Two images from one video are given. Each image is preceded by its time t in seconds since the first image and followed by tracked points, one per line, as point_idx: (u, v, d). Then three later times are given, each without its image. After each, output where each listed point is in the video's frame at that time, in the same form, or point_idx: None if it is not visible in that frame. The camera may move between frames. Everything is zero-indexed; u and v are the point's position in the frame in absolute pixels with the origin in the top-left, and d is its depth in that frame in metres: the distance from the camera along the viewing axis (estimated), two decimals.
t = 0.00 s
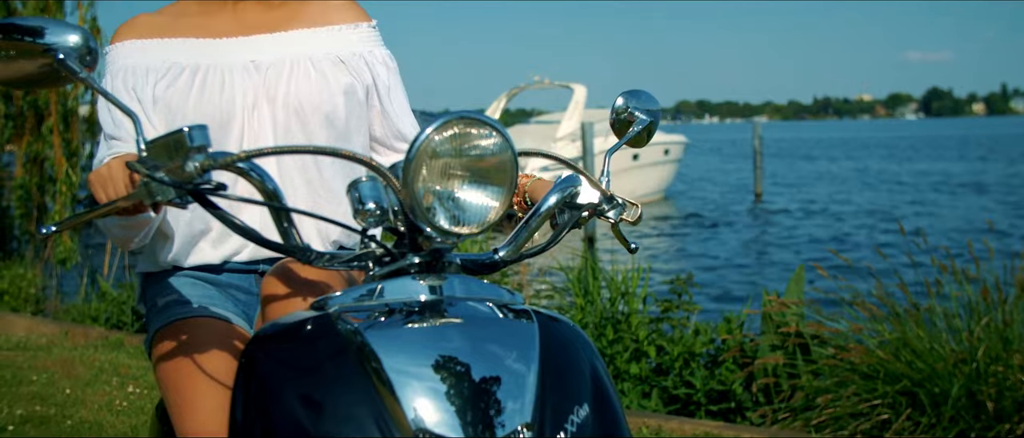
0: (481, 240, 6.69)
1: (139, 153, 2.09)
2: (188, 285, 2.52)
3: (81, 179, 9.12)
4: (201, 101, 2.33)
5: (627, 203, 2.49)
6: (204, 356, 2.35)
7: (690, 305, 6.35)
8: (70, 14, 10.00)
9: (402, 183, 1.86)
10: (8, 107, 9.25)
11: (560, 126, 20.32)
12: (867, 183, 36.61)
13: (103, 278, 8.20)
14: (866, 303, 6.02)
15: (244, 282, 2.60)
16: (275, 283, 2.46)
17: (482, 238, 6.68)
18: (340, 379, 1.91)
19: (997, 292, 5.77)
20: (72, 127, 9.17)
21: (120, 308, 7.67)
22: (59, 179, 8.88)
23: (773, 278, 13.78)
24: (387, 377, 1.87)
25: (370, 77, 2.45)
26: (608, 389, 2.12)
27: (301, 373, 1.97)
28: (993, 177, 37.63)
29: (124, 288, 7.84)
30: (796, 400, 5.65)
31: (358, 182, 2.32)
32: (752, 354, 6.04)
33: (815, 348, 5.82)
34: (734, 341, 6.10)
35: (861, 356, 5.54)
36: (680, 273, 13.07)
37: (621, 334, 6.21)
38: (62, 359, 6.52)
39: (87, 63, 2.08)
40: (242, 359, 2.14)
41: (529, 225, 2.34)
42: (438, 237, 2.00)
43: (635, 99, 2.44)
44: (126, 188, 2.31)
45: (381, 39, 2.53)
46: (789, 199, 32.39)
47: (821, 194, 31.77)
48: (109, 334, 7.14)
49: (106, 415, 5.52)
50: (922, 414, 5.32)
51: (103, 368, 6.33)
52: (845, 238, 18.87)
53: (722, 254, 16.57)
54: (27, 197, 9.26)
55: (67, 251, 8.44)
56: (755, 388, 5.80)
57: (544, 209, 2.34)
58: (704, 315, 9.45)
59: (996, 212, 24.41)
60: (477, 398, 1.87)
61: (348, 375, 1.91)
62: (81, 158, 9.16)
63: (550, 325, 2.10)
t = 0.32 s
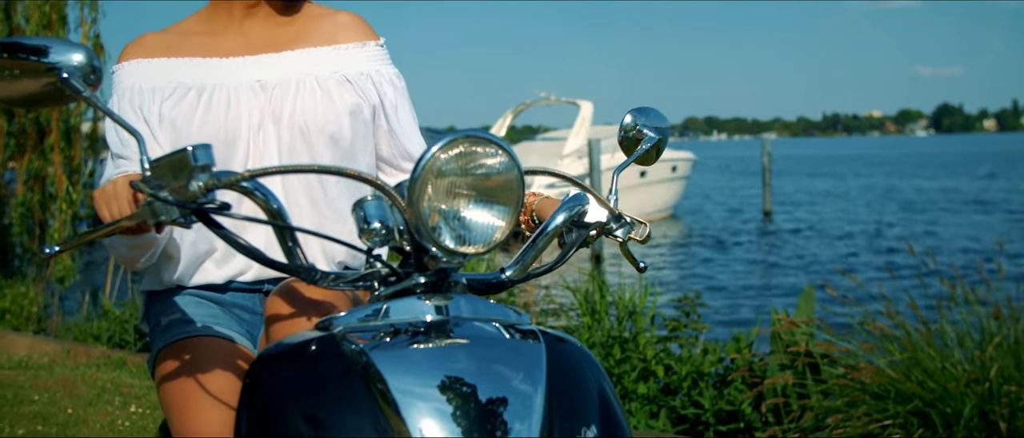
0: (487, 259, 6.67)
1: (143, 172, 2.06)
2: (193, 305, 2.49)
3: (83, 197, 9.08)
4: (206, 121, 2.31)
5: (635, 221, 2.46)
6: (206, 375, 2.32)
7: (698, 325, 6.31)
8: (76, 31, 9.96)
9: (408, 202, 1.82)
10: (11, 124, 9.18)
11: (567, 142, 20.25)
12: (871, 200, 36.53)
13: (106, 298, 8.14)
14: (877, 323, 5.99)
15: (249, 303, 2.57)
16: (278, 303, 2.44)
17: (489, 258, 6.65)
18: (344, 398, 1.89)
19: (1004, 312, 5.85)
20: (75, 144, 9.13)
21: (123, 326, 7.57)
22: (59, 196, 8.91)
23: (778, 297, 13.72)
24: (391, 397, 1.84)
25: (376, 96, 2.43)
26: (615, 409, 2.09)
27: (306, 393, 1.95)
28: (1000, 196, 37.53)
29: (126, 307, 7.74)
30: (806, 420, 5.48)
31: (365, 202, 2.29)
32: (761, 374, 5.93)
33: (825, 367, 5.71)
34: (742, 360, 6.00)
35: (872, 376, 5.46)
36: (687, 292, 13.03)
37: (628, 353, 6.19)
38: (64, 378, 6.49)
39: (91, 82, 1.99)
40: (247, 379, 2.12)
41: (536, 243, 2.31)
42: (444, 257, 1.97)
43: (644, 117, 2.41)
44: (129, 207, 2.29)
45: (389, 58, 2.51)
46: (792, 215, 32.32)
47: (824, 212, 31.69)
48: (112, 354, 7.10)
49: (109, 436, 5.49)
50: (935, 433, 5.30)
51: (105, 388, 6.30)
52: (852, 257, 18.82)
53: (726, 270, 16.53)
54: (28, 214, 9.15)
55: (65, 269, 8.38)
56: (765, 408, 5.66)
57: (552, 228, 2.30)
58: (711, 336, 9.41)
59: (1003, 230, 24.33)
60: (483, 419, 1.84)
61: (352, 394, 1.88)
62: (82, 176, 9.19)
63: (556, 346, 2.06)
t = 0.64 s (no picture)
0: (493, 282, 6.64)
1: (145, 195, 2.02)
2: (196, 327, 2.47)
3: (85, 217, 8.92)
4: (213, 144, 2.29)
5: (643, 242, 2.42)
6: (209, 399, 2.30)
7: (706, 347, 6.27)
8: (77, 50, 9.87)
9: (411, 225, 1.79)
10: (12, 145, 9.09)
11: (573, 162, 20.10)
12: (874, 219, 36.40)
13: (109, 319, 8.11)
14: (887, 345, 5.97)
15: (252, 326, 2.54)
16: (283, 327, 2.41)
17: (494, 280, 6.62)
18: (348, 423, 1.85)
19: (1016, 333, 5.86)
20: (76, 165, 8.99)
21: (125, 348, 7.50)
22: (60, 217, 8.77)
23: (785, 316, 13.62)
24: (397, 422, 1.81)
25: (384, 119, 2.41)
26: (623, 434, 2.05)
27: (309, 418, 1.92)
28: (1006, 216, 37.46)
29: (128, 329, 7.68)
30: None
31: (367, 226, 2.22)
32: (769, 397, 5.89)
33: (835, 390, 5.70)
34: (751, 383, 5.95)
35: (883, 400, 5.44)
36: (693, 313, 12.98)
37: (636, 376, 5.98)
38: (65, 401, 6.46)
39: (95, 105, 1.92)
40: (250, 404, 2.09)
41: (542, 266, 2.28)
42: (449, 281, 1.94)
43: (653, 137, 2.36)
44: (131, 230, 2.25)
45: (396, 81, 2.50)
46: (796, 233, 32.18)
47: (829, 231, 31.55)
48: (115, 376, 7.05)
49: None
50: None
51: (107, 411, 6.28)
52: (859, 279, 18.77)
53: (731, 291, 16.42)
54: (29, 234, 9.03)
55: (65, 292, 8.24)
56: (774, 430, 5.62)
57: (559, 250, 2.27)
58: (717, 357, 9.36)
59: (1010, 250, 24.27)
60: None
61: (356, 419, 1.85)
62: (85, 196, 9.03)
63: (564, 371, 2.03)
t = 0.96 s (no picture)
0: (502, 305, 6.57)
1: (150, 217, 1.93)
2: (201, 350, 2.44)
3: (89, 237, 8.34)
4: (218, 166, 2.27)
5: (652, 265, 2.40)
6: (214, 422, 2.26)
7: (715, 370, 6.24)
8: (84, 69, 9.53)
9: (418, 248, 1.73)
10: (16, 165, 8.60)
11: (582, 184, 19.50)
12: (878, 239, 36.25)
13: (112, 341, 7.96)
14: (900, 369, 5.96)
15: (258, 349, 2.52)
16: (288, 351, 2.39)
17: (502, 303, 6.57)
18: None
19: None
20: (80, 185, 8.42)
21: (128, 370, 7.31)
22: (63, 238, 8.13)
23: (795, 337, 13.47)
24: None
25: (391, 141, 2.39)
26: None
27: None
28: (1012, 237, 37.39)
29: (132, 351, 7.51)
30: None
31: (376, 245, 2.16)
32: (780, 421, 5.88)
33: (846, 413, 5.66)
34: (760, 406, 5.91)
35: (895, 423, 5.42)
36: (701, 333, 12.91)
37: (643, 399, 5.88)
38: (67, 423, 6.35)
39: (100, 126, 1.82)
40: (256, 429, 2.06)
41: (551, 289, 2.25)
42: (457, 305, 1.91)
43: (661, 159, 2.33)
44: (137, 252, 2.21)
45: (404, 102, 2.48)
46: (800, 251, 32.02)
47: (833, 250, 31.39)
48: (118, 398, 6.92)
49: None
50: None
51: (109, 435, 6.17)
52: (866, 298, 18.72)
53: (740, 312, 16.24)
54: (33, 256, 8.60)
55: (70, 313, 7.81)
56: None
57: (568, 272, 2.24)
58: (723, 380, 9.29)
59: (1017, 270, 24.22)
60: None
61: None
62: (89, 218, 8.45)
63: (573, 396, 2.00)
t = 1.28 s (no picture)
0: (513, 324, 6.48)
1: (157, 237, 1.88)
2: (208, 370, 2.43)
3: (97, 255, 7.91)
4: (223, 186, 2.25)
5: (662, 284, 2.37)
6: None
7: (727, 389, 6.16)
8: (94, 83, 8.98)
9: (426, 267, 1.68)
10: (23, 181, 8.17)
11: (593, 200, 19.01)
12: (887, 256, 36.00)
13: (117, 360, 7.76)
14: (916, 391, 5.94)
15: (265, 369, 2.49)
16: (296, 371, 2.35)
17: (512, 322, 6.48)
18: None
19: None
20: (88, 202, 7.94)
21: (133, 390, 7.11)
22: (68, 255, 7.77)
23: (807, 353, 13.32)
24: None
25: (396, 157, 2.35)
26: None
27: None
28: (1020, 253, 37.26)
29: (138, 370, 7.28)
30: None
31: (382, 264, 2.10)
32: None
33: (860, 433, 5.60)
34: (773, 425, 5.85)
35: None
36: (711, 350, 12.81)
37: (655, 419, 5.85)
38: None
39: (107, 146, 1.78)
40: None
41: (560, 309, 2.22)
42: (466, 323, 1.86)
43: (672, 177, 2.30)
44: (144, 272, 2.16)
45: (409, 119, 2.45)
46: (808, 265, 31.81)
47: (843, 266, 31.16)
48: (123, 417, 6.77)
49: None
50: None
51: None
52: (876, 313, 18.63)
53: (750, 327, 16.08)
54: (38, 274, 8.22)
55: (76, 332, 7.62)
56: None
57: (577, 292, 2.21)
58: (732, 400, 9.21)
59: None
60: None
61: None
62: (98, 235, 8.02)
63: (582, 417, 1.98)
